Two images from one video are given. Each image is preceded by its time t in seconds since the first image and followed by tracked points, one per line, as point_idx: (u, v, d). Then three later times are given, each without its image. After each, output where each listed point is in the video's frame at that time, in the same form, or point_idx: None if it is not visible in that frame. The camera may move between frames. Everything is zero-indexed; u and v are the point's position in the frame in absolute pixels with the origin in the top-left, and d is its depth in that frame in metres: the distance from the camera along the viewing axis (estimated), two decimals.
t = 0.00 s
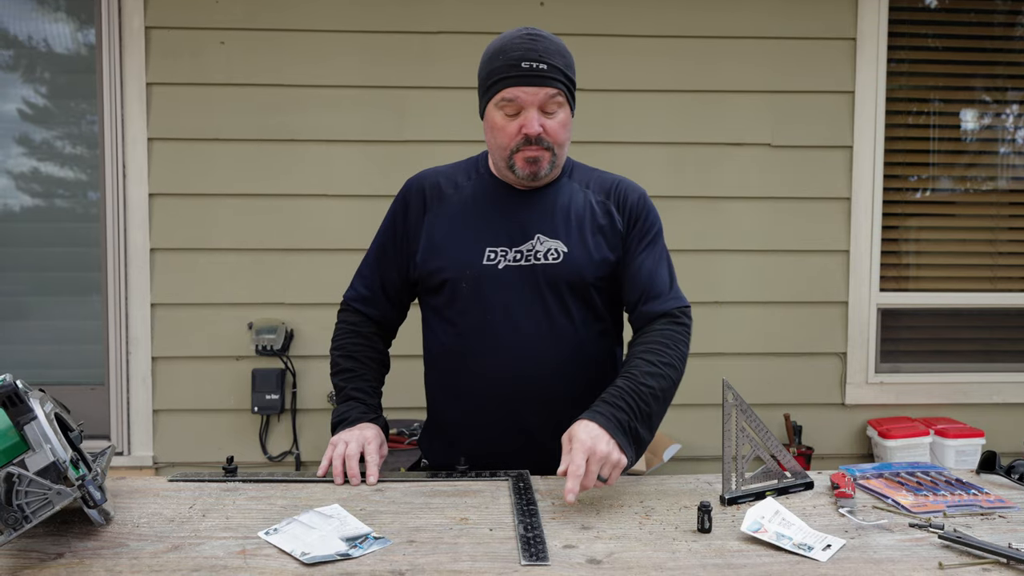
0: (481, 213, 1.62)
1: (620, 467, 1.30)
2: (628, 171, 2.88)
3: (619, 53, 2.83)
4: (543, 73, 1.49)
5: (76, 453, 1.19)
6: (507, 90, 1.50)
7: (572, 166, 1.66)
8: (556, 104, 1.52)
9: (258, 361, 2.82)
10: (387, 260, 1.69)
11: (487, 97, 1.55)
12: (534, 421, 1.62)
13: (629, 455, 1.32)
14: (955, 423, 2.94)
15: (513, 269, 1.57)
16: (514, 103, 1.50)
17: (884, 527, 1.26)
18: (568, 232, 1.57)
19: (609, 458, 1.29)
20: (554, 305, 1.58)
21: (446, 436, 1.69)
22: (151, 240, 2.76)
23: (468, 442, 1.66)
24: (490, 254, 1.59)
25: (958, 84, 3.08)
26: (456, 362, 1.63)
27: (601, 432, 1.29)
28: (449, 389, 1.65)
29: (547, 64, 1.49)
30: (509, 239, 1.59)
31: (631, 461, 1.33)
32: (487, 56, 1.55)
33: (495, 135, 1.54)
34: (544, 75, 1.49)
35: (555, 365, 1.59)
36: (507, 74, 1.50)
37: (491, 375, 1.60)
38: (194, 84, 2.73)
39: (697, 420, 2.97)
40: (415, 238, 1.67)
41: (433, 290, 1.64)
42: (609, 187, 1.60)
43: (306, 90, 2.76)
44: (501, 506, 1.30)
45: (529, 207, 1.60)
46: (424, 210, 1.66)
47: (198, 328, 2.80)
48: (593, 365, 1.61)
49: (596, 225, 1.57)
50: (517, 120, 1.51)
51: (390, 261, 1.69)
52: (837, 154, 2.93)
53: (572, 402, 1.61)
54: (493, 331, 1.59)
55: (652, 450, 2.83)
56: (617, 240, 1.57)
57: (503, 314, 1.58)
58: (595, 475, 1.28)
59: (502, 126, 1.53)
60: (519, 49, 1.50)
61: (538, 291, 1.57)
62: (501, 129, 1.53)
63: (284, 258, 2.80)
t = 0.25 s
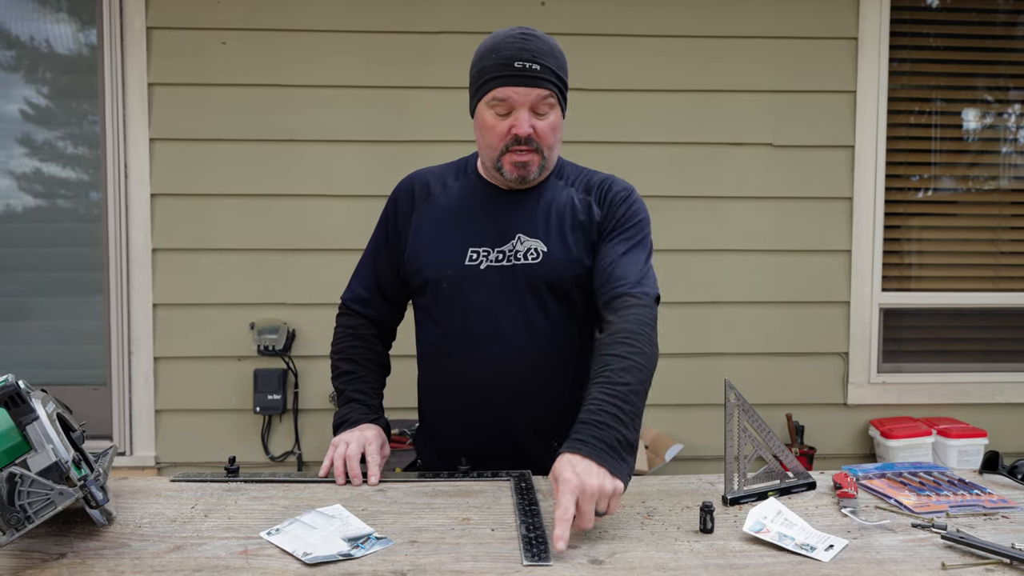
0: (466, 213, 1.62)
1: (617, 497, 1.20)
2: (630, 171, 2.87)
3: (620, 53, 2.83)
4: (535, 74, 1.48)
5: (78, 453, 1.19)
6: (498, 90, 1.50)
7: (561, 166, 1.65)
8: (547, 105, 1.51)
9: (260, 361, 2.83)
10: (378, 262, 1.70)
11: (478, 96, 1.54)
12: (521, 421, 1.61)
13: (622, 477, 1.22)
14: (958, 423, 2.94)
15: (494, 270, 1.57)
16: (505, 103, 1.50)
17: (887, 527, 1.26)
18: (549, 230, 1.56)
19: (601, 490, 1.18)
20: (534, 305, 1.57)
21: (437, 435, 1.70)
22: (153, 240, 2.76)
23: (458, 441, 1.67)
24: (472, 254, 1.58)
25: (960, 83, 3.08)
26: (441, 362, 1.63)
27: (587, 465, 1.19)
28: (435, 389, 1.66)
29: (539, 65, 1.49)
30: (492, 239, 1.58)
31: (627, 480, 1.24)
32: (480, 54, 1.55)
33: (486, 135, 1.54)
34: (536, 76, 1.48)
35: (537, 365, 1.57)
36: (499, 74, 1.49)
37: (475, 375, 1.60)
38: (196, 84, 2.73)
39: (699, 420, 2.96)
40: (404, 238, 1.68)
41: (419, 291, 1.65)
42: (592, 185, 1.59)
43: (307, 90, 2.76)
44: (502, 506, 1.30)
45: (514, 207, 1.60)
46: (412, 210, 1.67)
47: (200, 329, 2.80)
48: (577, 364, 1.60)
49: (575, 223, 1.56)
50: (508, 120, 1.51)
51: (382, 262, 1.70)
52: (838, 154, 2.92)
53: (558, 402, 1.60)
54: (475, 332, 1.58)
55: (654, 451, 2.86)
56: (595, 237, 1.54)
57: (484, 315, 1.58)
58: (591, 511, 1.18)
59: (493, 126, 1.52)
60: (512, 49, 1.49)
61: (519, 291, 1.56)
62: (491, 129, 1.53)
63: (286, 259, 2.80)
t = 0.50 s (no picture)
0: (462, 214, 1.62)
1: (609, 489, 1.26)
2: (633, 171, 2.87)
3: (624, 52, 2.83)
4: (521, 72, 1.48)
5: (82, 453, 1.19)
6: (483, 90, 1.50)
7: (558, 166, 1.65)
8: (535, 104, 1.51)
9: (264, 361, 2.83)
10: (377, 263, 1.70)
11: (466, 96, 1.55)
12: (518, 423, 1.61)
13: (616, 472, 1.28)
14: (963, 423, 2.93)
15: (489, 271, 1.56)
16: (492, 103, 1.50)
17: (892, 528, 1.25)
18: (545, 232, 1.56)
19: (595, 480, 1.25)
20: (531, 307, 1.56)
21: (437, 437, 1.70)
22: (157, 241, 2.76)
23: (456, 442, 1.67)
24: (466, 256, 1.58)
25: (965, 83, 3.07)
26: (438, 363, 1.63)
27: (582, 458, 1.26)
28: (432, 391, 1.66)
29: (525, 63, 1.48)
30: (488, 240, 1.58)
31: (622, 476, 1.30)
32: (467, 54, 1.55)
33: (475, 135, 1.54)
34: (522, 75, 1.48)
35: (534, 367, 1.57)
36: (484, 74, 1.49)
37: (471, 377, 1.60)
38: (200, 85, 2.74)
39: (703, 420, 2.96)
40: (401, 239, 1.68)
41: (416, 292, 1.65)
42: (592, 186, 1.59)
43: (311, 91, 2.77)
44: (505, 506, 1.30)
45: (510, 207, 1.60)
46: (409, 211, 1.67)
47: (204, 328, 2.80)
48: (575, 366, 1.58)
49: (574, 226, 1.55)
50: (495, 120, 1.51)
51: (381, 263, 1.70)
52: (842, 153, 2.91)
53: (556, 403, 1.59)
54: (471, 333, 1.58)
55: (658, 451, 2.87)
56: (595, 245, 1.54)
57: (479, 316, 1.58)
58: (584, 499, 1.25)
59: (481, 126, 1.53)
60: (497, 48, 1.49)
61: (515, 293, 1.56)
62: (480, 129, 1.53)
63: (289, 259, 2.81)
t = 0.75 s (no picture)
0: (466, 214, 1.61)
1: (591, 449, 1.43)
2: (637, 170, 2.86)
3: (628, 51, 2.82)
4: (521, 71, 1.48)
5: (86, 452, 1.19)
6: (484, 90, 1.50)
7: (562, 164, 1.65)
8: (536, 103, 1.51)
9: (267, 360, 2.83)
10: (377, 263, 1.70)
11: (466, 96, 1.54)
12: (523, 423, 1.61)
13: (601, 435, 1.45)
14: (968, 423, 2.92)
15: (495, 272, 1.56)
16: (492, 103, 1.50)
17: (898, 528, 1.24)
18: (553, 234, 1.57)
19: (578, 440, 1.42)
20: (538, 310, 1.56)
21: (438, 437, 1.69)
22: (161, 239, 2.76)
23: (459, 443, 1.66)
24: (471, 257, 1.58)
25: (970, 81, 3.05)
26: (442, 365, 1.62)
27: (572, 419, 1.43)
28: (435, 392, 1.65)
29: (525, 62, 1.48)
30: (493, 241, 1.58)
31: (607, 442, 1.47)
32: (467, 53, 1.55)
33: (475, 135, 1.53)
34: (523, 74, 1.48)
35: (540, 369, 1.57)
36: (484, 73, 1.49)
37: (476, 379, 1.59)
38: (203, 84, 2.73)
39: (707, 419, 2.95)
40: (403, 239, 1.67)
41: (418, 292, 1.64)
42: (601, 189, 1.60)
43: (314, 89, 2.76)
44: (510, 506, 1.30)
45: (515, 207, 1.60)
46: (411, 211, 1.66)
47: (208, 327, 2.80)
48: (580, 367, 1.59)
49: (584, 228, 1.57)
50: (496, 120, 1.51)
51: (382, 263, 1.70)
52: (847, 152, 2.90)
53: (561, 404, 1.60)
54: (477, 335, 1.58)
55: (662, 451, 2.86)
56: (613, 249, 1.57)
57: (485, 318, 1.57)
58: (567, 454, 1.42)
59: (481, 126, 1.52)
60: (497, 47, 1.49)
61: (521, 295, 1.55)
62: (481, 129, 1.52)
63: (293, 258, 2.80)
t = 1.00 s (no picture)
0: (476, 205, 1.58)
1: (626, 447, 1.37)
2: (646, 160, 2.83)
3: (637, 39, 2.78)
4: (540, 57, 1.45)
5: (89, 444, 1.17)
6: (501, 76, 1.46)
7: (573, 153, 1.62)
8: (553, 91, 1.48)
9: (274, 352, 2.82)
10: (383, 253, 1.68)
11: (481, 81, 1.50)
12: (533, 417, 1.59)
13: (635, 434, 1.39)
14: (980, 416, 2.88)
15: (507, 264, 1.54)
16: (509, 89, 1.47)
17: (915, 524, 1.22)
18: (566, 224, 1.54)
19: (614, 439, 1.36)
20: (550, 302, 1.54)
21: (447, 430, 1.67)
22: (167, 231, 2.75)
23: (467, 436, 1.64)
24: (482, 248, 1.55)
25: (982, 70, 3.00)
26: (451, 357, 1.60)
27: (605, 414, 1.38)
28: (445, 386, 1.63)
29: (545, 47, 1.45)
30: (504, 232, 1.55)
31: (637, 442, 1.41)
32: (482, 36, 1.51)
33: (490, 122, 1.50)
34: (542, 60, 1.45)
35: (552, 362, 1.55)
36: (502, 58, 1.45)
37: (487, 372, 1.57)
38: (209, 75, 2.72)
39: (716, 412, 2.93)
40: (410, 229, 1.65)
41: (426, 284, 1.62)
42: (613, 179, 1.58)
43: (320, 80, 2.74)
44: (518, 499, 1.28)
45: (526, 198, 1.57)
46: (419, 201, 1.64)
47: (215, 319, 2.79)
48: (591, 359, 1.57)
49: (596, 220, 1.55)
50: (512, 107, 1.48)
51: (388, 254, 1.68)
52: (860, 142, 2.86)
53: (573, 397, 1.58)
54: (488, 328, 1.55)
55: (670, 444, 2.84)
56: (625, 241, 1.55)
57: (498, 311, 1.55)
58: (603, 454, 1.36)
59: (497, 113, 1.49)
60: (516, 31, 1.46)
61: (534, 286, 1.53)
62: (496, 115, 1.49)
63: (299, 249, 2.79)
